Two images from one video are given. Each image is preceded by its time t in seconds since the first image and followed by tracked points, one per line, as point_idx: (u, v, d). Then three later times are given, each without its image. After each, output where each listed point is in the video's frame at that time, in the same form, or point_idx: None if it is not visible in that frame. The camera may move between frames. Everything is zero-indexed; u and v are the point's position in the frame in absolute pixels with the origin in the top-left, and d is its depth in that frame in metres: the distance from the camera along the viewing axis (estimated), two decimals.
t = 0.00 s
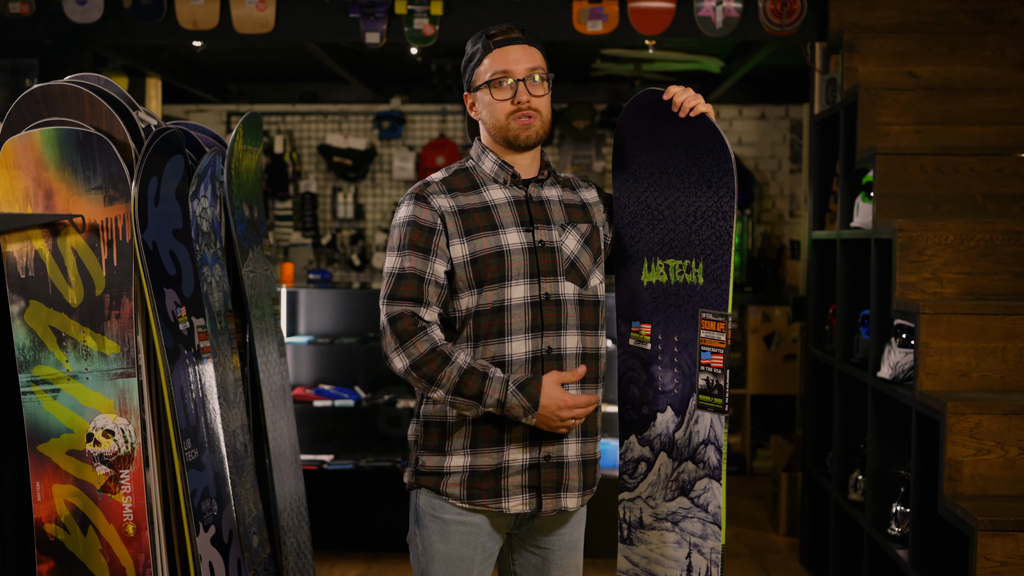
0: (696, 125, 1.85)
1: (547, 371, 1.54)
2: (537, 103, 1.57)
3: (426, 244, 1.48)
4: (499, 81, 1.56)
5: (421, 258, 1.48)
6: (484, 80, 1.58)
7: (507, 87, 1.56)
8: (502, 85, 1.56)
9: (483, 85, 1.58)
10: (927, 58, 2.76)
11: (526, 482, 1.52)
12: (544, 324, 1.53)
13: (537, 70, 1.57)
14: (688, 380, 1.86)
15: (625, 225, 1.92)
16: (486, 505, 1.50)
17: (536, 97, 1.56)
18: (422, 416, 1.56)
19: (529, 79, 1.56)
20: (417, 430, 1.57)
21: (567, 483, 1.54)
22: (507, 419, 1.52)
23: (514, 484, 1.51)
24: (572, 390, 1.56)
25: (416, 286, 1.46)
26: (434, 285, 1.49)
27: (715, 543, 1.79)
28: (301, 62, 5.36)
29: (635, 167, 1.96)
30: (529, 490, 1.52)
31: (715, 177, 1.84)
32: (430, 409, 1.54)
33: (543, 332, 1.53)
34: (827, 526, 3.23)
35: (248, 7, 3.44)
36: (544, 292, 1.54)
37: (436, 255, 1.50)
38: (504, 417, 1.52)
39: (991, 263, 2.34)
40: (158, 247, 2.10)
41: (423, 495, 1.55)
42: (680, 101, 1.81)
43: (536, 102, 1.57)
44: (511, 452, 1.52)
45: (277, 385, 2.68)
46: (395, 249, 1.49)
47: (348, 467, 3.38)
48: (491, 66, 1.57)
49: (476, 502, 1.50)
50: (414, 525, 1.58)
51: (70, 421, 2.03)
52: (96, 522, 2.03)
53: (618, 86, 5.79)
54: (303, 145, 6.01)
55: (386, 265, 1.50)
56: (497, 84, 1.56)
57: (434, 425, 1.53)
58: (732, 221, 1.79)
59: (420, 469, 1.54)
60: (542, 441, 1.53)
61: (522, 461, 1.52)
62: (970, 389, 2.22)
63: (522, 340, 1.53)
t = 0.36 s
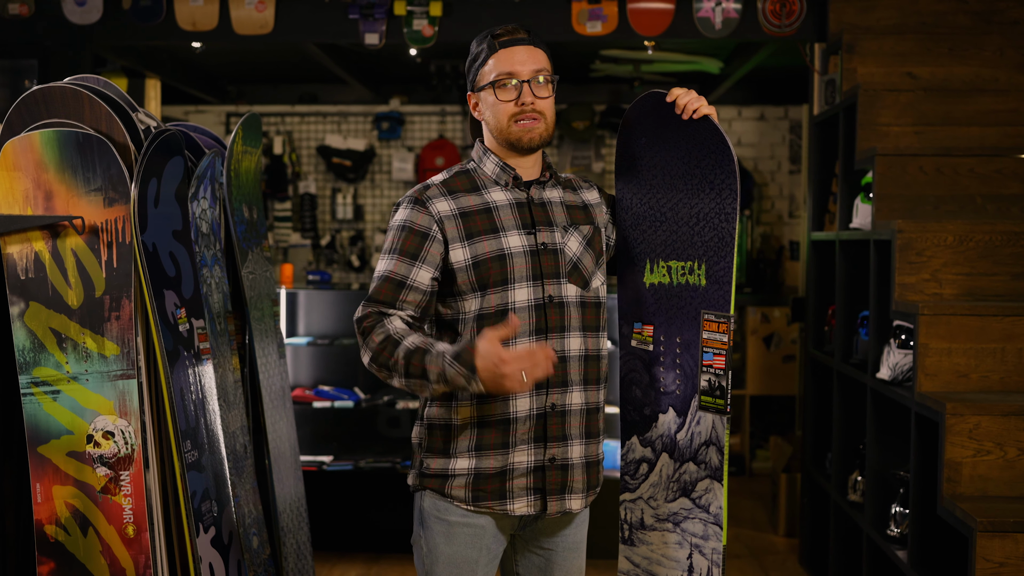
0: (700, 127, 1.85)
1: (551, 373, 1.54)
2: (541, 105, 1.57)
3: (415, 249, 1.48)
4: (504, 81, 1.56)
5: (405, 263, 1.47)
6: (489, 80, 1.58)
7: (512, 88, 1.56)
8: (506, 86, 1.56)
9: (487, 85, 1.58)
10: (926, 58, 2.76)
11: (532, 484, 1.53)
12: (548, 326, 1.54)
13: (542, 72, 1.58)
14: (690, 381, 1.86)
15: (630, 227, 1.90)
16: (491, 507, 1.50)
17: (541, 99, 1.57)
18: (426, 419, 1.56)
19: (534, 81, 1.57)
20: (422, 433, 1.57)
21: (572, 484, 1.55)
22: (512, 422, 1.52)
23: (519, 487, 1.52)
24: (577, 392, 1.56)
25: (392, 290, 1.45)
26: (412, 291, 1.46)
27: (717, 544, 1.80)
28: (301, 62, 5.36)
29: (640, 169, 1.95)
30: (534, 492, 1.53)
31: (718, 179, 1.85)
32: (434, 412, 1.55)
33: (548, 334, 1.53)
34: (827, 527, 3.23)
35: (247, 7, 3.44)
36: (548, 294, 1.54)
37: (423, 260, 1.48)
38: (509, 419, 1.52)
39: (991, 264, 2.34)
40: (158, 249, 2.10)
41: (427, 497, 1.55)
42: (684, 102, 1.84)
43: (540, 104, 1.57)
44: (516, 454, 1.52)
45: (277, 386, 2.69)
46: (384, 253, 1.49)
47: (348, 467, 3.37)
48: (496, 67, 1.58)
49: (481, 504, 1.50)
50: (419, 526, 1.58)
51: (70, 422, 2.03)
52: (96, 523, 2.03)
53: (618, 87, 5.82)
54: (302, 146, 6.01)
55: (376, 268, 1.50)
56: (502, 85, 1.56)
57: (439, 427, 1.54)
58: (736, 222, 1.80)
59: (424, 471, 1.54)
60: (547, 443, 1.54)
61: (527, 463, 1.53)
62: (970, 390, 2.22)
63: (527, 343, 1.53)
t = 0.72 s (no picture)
0: (702, 126, 1.84)
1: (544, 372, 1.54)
2: (539, 107, 1.57)
3: (419, 248, 1.49)
4: (502, 82, 1.56)
5: (412, 262, 1.48)
6: (488, 79, 1.58)
7: (511, 88, 1.56)
8: (505, 86, 1.56)
9: (486, 85, 1.58)
10: (922, 58, 2.76)
11: (526, 483, 1.53)
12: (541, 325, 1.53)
13: (541, 74, 1.58)
14: (688, 380, 1.87)
15: (627, 226, 1.92)
16: (485, 506, 1.50)
17: (539, 101, 1.57)
18: (421, 418, 1.57)
19: (533, 82, 1.56)
20: (418, 432, 1.58)
21: (566, 484, 1.54)
22: (506, 420, 1.53)
23: (513, 486, 1.52)
24: (571, 390, 1.56)
25: (404, 289, 1.46)
26: (424, 289, 1.48)
27: (715, 544, 1.79)
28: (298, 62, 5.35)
29: (637, 169, 1.97)
30: (528, 491, 1.53)
31: (718, 178, 1.85)
32: (429, 410, 1.55)
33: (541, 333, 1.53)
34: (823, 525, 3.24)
35: (244, 7, 3.43)
36: (542, 293, 1.54)
37: (429, 258, 1.50)
38: (503, 417, 1.53)
39: (987, 264, 2.35)
40: (155, 248, 2.10)
41: (423, 496, 1.56)
42: (684, 102, 1.83)
43: (538, 106, 1.57)
44: (510, 453, 1.52)
45: (273, 385, 2.69)
46: (388, 253, 1.50)
47: (346, 467, 3.36)
48: (496, 66, 1.57)
49: (475, 503, 1.50)
50: (415, 526, 1.58)
51: (67, 422, 2.03)
52: (93, 523, 2.03)
53: (615, 86, 5.82)
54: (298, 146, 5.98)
55: (381, 267, 1.51)
56: (501, 85, 1.56)
57: (434, 426, 1.54)
58: (735, 221, 1.79)
59: (420, 470, 1.55)
60: (541, 442, 1.53)
61: (522, 462, 1.53)
62: (966, 389, 2.23)
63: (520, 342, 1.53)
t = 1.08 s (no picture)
0: (689, 126, 1.85)
1: (533, 372, 1.54)
2: (529, 106, 1.57)
3: (405, 250, 1.49)
4: (491, 82, 1.57)
5: (398, 263, 1.49)
6: (477, 80, 1.59)
7: (500, 89, 1.56)
8: (494, 87, 1.57)
9: (475, 85, 1.58)
10: (908, 59, 2.78)
11: (514, 482, 1.53)
12: (530, 324, 1.54)
13: (529, 74, 1.58)
14: (677, 380, 1.87)
15: (615, 227, 1.92)
16: (474, 505, 1.51)
17: (528, 101, 1.57)
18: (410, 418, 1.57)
19: (521, 83, 1.57)
20: (407, 432, 1.58)
21: (554, 483, 1.55)
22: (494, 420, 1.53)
23: (502, 485, 1.52)
24: (559, 390, 1.57)
25: (388, 291, 1.47)
26: (408, 291, 1.49)
27: (703, 543, 1.80)
28: (289, 62, 5.35)
29: (626, 169, 1.97)
30: (516, 491, 1.53)
31: (706, 179, 1.85)
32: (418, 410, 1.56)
33: (530, 332, 1.54)
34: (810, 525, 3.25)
35: (231, 7, 3.43)
36: (531, 293, 1.55)
37: (414, 260, 1.50)
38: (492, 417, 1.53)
39: (972, 264, 2.36)
40: (142, 249, 2.10)
41: (412, 496, 1.56)
42: (671, 103, 1.83)
43: (527, 105, 1.57)
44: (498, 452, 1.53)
45: (261, 385, 2.69)
46: (374, 253, 1.50)
47: (334, 467, 3.38)
48: (484, 67, 1.57)
49: (464, 502, 1.51)
50: (403, 526, 1.59)
51: (53, 422, 2.03)
52: (80, 524, 2.03)
53: (602, 86, 5.82)
54: (286, 146, 5.98)
55: (367, 266, 1.52)
56: (489, 85, 1.57)
57: (422, 426, 1.55)
58: (722, 222, 1.80)
59: (408, 470, 1.55)
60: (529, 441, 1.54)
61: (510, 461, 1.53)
62: (952, 388, 2.24)
63: (509, 341, 1.53)
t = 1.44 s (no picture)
0: (678, 125, 1.86)
1: (525, 371, 1.55)
2: (526, 109, 1.58)
3: (394, 249, 1.49)
4: (488, 84, 1.57)
5: (385, 263, 1.48)
6: (474, 81, 1.59)
7: (497, 90, 1.57)
8: (491, 88, 1.57)
9: (471, 87, 1.58)
10: (900, 59, 2.78)
11: (506, 481, 1.54)
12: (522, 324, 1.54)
13: (525, 76, 1.59)
14: (668, 379, 1.88)
15: (605, 225, 1.91)
16: (466, 504, 1.51)
17: (525, 103, 1.58)
18: (402, 417, 1.56)
19: (518, 85, 1.57)
20: (398, 431, 1.58)
21: (546, 481, 1.56)
22: (486, 418, 1.53)
23: (494, 483, 1.53)
24: (551, 389, 1.57)
25: (374, 290, 1.47)
26: (393, 291, 1.48)
27: (694, 541, 1.82)
28: (282, 61, 5.35)
29: (616, 168, 1.96)
30: (508, 489, 1.54)
31: (696, 178, 1.87)
32: (410, 409, 1.55)
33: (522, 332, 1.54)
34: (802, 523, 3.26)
35: (224, 6, 3.42)
36: (522, 292, 1.55)
37: (402, 259, 1.50)
38: (484, 416, 1.53)
39: (964, 263, 2.37)
40: (135, 248, 2.10)
41: (403, 494, 1.56)
42: (662, 102, 1.81)
43: (525, 108, 1.58)
44: (490, 452, 1.53)
45: (254, 385, 2.69)
46: (365, 254, 1.50)
47: (326, 467, 3.37)
48: (481, 69, 1.58)
49: (456, 501, 1.51)
50: (396, 525, 1.59)
51: (45, 422, 2.02)
52: (72, 523, 2.02)
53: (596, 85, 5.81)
54: (279, 145, 6.00)
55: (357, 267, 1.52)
56: (487, 87, 1.57)
57: (414, 424, 1.54)
58: (714, 221, 1.81)
59: (400, 469, 1.55)
60: (521, 440, 1.54)
61: (502, 460, 1.53)
62: (944, 386, 2.25)
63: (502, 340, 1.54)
